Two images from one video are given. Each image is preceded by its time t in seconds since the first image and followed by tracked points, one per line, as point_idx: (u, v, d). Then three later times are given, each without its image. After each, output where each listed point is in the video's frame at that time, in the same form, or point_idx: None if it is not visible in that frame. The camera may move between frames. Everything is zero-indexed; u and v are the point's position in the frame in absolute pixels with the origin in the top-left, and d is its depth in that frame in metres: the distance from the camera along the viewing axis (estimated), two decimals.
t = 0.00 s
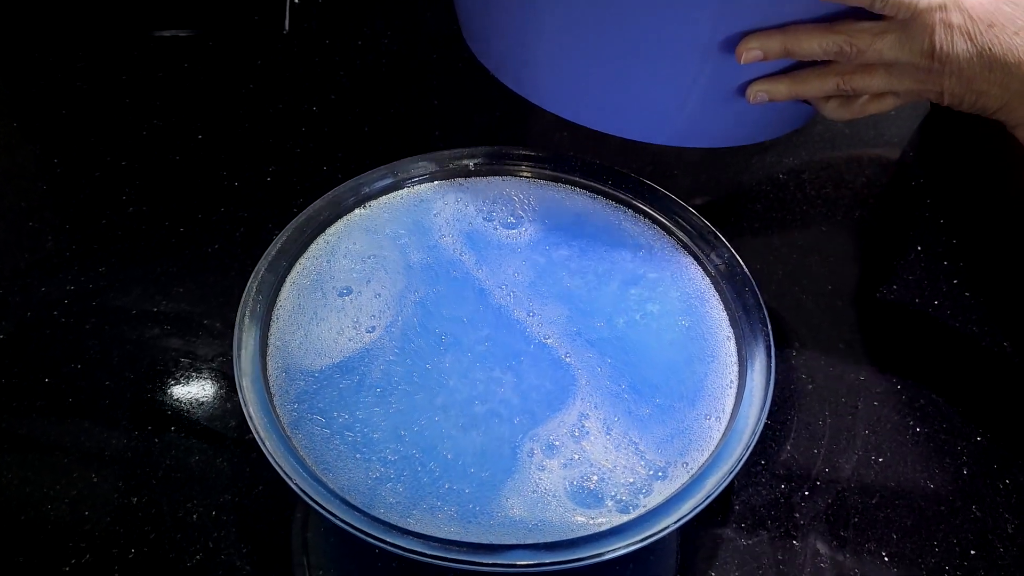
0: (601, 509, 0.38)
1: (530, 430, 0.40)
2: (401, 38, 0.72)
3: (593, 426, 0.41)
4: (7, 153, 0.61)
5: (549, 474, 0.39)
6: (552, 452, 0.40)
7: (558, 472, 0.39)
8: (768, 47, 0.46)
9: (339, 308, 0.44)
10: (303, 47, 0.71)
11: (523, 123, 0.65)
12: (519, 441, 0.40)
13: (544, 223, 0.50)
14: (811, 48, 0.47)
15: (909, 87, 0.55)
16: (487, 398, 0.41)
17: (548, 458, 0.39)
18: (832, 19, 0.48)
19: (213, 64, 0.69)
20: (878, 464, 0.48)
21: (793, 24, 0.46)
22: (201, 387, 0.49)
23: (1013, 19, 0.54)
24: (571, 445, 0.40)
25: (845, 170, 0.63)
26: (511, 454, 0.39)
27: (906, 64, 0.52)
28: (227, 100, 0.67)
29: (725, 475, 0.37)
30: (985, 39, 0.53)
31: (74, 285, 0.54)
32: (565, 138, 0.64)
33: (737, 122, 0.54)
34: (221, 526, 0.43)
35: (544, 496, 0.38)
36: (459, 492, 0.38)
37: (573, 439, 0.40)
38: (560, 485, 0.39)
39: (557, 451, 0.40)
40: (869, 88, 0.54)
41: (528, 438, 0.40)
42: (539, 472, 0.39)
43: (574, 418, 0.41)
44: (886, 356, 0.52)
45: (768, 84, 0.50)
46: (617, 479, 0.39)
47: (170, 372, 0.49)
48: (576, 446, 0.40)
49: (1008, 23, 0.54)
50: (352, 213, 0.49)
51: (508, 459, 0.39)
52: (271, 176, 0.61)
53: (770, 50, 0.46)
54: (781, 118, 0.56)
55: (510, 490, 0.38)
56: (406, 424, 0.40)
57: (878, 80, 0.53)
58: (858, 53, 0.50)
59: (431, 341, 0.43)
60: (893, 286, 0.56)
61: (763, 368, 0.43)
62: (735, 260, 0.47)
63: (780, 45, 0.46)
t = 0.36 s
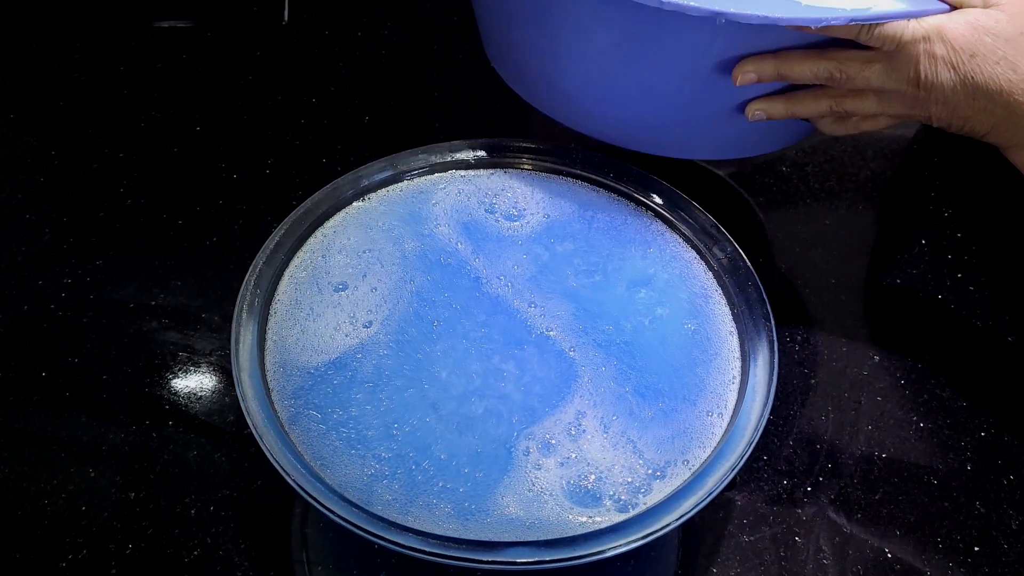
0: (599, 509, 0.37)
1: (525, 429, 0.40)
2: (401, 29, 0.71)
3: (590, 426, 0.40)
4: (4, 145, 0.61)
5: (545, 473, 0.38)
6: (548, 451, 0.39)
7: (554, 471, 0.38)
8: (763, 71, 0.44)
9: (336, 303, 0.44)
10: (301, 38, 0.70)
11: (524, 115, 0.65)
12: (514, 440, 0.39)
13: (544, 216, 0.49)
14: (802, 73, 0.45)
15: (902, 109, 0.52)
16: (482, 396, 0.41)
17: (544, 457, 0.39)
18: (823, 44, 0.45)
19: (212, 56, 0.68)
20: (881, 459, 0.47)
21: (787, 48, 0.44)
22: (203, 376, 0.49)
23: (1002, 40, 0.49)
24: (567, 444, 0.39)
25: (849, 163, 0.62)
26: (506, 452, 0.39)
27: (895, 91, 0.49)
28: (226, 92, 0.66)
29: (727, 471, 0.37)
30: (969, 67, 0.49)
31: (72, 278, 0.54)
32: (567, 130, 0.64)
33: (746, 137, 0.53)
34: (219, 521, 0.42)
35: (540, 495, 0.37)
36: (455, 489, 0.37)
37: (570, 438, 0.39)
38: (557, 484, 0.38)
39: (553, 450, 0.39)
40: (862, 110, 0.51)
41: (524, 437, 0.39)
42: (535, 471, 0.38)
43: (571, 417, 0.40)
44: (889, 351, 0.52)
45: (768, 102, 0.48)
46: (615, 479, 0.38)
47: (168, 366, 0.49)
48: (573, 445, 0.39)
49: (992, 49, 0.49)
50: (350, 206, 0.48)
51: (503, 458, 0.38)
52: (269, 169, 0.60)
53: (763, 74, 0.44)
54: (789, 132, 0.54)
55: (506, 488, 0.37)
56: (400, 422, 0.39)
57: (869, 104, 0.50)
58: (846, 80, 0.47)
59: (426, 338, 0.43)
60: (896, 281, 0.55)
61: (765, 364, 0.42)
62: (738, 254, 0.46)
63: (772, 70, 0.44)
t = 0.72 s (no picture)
0: (594, 510, 0.36)
1: (517, 429, 0.39)
2: (400, 21, 0.71)
3: (584, 425, 0.39)
4: None
5: (538, 474, 0.37)
6: (541, 451, 0.38)
7: (548, 472, 0.37)
8: (748, 92, 0.43)
9: (331, 300, 0.43)
10: (299, 30, 0.69)
11: (524, 108, 0.64)
12: (507, 440, 0.38)
13: (544, 212, 0.49)
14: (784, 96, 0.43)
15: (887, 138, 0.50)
16: (474, 395, 0.40)
17: (537, 457, 0.38)
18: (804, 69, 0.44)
19: (209, 48, 0.68)
20: (881, 456, 0.47)
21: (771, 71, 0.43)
22: (206, 369, 0.48)
23: (969, 72, 0.46)
24: (561, 444, 0.38)
25: (851, 157, 0.62)
26: (498, 453, 0.38)
27: (873, 121, 0.47)
28: (223, 84, 0.65)
29: (726, 470, 0.36)
30: (936, 101, 0.46)
31: (67, 273, 0.53)
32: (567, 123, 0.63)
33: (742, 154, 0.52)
34: (215, 518, 0.42)
35: (533, 496, 0.36)
36: (448, 489, 0.36)
37: (564, 438, 0.38)
38: (551, 485, 0.37)
39: (547, 450, 0.38)
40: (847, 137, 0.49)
41: (516, 437, 0.38)
42: (528, 471, 0.37)
43: (565, 416, 0.39)
44: (889, 347, 0.51)
45: (756, 122, 0.47)
46: (609, 479, 0.37)
47: (164, 361, 0.49)
48: (567, 445, 0.38)
49: (959, 83, 0.46)
50: (348, 200, 0.47)
51: (495, 458, 0.38)
52: (266, 162, 0.60)
53: (746, 95, 0.43)
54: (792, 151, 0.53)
55: (498, 489, 0.37)
56: (391, 422, 0.38)
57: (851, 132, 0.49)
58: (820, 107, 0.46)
59: (423, 333, 0.42)
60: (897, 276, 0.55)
61: (765, 361, 0.41)
62: (738, 249, 0.45)
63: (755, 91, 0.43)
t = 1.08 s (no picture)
0: (586, 510, 0.35)
1: (506, 427, 0.37)
2: (397, 9, 0.70)
3: (577, 422, 0.38)
4: None
5: (529, 472, 0.36)
6: (532, 450, 0.36)
7: (540, 470, 0.36)
8: (726, 94, 0.45)
9: (322, 294, 0.42)
10: (295, 17, 0.68)
11: (522, 97, 0.63)
12: (496, 438, 0.37)
13: (544, 203, 0.47)
14: (759, 103, 0.46)
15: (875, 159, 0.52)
16: (465, 392, 0.38)
17: (528, 455, 0.36)
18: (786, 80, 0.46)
19: (203, 36, 0.67)
20: (881, 451, 0.46)
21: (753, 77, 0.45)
22: (203, 355, 0.48)
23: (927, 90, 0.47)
24: (553, 442, 0.37)
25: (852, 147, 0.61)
26: (487, 452, 0.36)
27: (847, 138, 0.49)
28: (217, 72, 0.65)
29: (724, 466, 0.35)
30: (901, 119, 0.47)
31: (59, 264, 0.53)
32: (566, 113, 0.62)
33: (740, 157, 0.53)
34: (207, 513, 0.41)
35: (524, 494, 0.35)
36: (437, 488, 0.35)
37: (556, 435, 0.37)
38: (542, 484, 0.35)
39: (538, 448, 0.37)
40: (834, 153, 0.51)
41: (506, 435, 0.37)
42: (519, 470, 0.36)
43: (557, 413, 0.38)
44: (890, 340, 0.51)
45: (738, 130, 0.50)
46: (603, 477, 0.36)
47: (157, 354, 0.48)
48: (559, 442, 0.37)
49: (922, 102, 0.47)
50: (340, 192, 0.46)
51: (485, 457, 0.36)
52: (260, 151, 0.59)
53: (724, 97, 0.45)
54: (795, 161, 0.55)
55: (488, 488, 0.35)
56: (378, 419, 0.37)
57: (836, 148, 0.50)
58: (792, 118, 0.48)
59: (417, 327, 0.41)
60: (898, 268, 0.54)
61: (765, 356, 0.39)
62: (738, 242, 0.43)
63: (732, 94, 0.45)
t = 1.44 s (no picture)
0: (581, 507, 0.34)
1: (498, 422, 0.37)
2: None
3: (570, 418, 0.37)
4: None
5: (523, 469, 0.35)
6: (526, 446, 0.36)
7: (534, 467, 0.35)
8: (705, 91, 0.45)
9: (314, 288, 0.41)
10: (292, 5, 0.68)
11: (522, 85, 0.63)
12: (488, 434, 0.36)
13: (544, 192, 0.47)
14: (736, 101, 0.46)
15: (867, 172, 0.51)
16: (459, 386, 0.38)
17: (522, 452, 0.36)
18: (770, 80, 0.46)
19: (198, 23, 0.66)
20: (882, 444, 0.46)
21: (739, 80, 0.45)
22: (204, 342, 0.48)
23: (893, 93, 0.46)
24: (547, 438, 0.36)
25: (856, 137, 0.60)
26: (480, 447, 0.36)
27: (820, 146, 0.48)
28: (213, 60, 0.64)
29: (723, 461, 0.34)
30: (867, 123, 0.46)
31: (52, 254, 0.52)
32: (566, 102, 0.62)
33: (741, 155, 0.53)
34: (201, 506, 0.41)
35: (517, 491, 0.35)
36: (429, 484, 0.35)
37: (549, 431, 0.36)
38: (537, 480, 0.35)
39: (532, 444, 0.36)
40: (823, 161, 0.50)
41: (498, 430, 0.36)
42: (512, 466, 0.35)
43: (549, 409, 0.37)
44: (891, 332, 0.50)
45: (722, 130, 0.49)
46: (599, 474, 0.35)
47: (151, 345, 0.48)
48: (553, 439, 0.36)
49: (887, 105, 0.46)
50: (335, 182, 0.46)
51: (477, 452, 0.36)
52: (256, 141, 0.58)
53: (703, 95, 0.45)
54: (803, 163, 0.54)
55: (481, 484, 0.35)
56: (369, 415, 0.37)
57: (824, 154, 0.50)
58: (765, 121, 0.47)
59: (412, 320, 0.40)
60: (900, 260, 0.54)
61: (764, 350, 0.39)
62: (738, 233, 0.43)
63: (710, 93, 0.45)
